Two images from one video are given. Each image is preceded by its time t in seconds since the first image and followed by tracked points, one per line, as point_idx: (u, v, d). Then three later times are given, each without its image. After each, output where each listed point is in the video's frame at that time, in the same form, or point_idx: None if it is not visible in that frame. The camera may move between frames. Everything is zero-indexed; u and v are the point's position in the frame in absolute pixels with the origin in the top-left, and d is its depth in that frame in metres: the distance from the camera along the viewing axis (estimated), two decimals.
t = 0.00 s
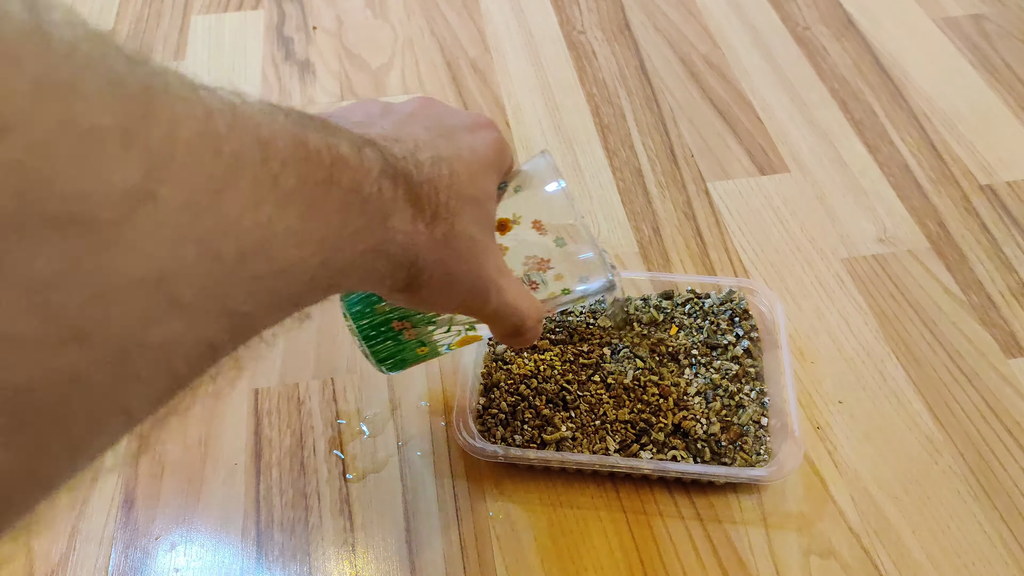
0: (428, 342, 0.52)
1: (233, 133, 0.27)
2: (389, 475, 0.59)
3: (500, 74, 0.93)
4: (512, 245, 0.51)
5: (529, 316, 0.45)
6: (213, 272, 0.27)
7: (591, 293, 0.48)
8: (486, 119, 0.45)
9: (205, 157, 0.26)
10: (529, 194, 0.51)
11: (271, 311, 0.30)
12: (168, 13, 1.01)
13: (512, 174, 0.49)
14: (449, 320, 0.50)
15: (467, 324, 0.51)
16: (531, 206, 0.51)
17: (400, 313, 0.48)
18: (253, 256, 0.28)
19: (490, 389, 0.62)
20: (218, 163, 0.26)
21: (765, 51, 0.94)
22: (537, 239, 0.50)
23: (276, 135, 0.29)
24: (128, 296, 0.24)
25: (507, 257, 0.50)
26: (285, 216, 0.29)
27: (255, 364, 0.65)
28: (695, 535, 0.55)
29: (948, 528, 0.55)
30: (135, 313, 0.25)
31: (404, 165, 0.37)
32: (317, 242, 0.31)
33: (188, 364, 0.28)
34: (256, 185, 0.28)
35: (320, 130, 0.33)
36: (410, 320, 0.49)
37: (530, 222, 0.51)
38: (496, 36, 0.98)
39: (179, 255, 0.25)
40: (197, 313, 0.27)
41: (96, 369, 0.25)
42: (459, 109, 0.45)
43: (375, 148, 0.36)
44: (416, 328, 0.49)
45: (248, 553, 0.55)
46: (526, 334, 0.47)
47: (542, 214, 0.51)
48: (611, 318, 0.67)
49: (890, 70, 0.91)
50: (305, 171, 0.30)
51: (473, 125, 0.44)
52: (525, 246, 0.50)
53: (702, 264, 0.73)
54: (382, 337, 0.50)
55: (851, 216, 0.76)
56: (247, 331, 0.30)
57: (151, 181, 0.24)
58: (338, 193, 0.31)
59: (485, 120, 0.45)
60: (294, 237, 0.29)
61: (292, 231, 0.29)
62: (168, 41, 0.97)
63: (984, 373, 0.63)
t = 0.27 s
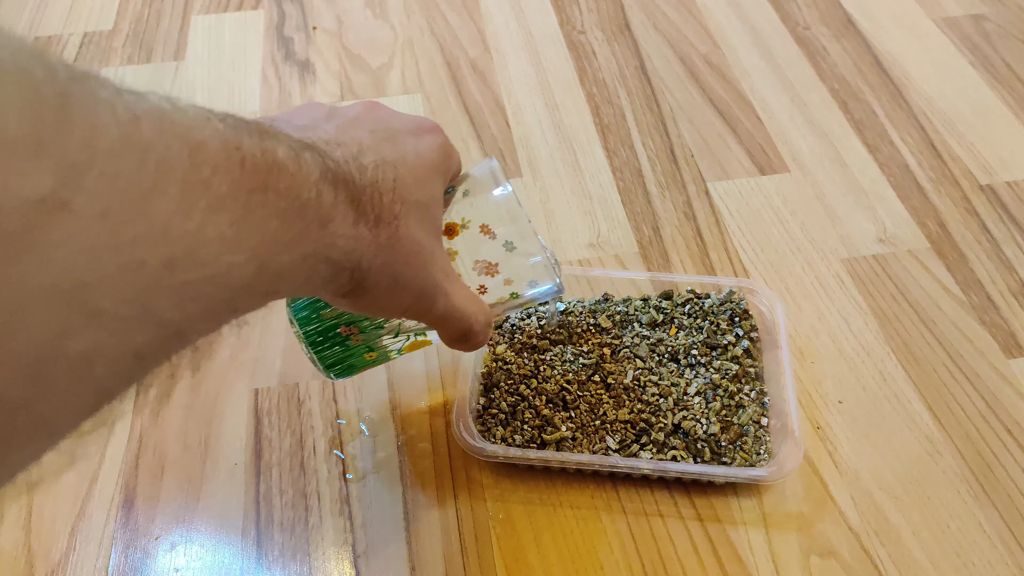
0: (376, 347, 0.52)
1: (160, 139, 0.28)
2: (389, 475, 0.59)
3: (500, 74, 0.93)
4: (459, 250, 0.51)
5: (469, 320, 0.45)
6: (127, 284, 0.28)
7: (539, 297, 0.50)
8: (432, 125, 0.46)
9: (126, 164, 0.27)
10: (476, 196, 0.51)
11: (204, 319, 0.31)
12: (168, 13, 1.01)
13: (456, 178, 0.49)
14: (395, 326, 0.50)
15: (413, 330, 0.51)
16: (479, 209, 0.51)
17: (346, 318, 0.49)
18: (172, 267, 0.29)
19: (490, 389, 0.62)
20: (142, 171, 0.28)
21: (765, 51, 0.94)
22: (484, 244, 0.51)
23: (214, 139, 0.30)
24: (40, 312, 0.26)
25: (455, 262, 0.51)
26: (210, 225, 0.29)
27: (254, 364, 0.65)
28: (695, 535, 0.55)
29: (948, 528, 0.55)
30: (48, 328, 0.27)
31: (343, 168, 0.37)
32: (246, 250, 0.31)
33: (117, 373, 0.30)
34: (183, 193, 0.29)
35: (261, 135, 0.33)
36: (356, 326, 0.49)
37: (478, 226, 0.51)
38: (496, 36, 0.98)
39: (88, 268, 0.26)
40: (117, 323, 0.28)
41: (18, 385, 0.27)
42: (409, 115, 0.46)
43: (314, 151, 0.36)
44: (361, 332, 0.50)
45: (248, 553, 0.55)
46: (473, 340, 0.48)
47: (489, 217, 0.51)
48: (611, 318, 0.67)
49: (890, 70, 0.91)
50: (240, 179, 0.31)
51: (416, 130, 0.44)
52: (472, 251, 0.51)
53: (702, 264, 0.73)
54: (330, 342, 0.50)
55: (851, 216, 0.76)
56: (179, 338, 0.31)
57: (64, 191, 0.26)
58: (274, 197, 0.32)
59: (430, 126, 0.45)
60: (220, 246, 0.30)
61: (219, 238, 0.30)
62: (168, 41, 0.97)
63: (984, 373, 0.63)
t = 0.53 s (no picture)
0: (326, 394, 0.51)
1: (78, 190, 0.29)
2: (389, 475, 0.59)
3: (500, 74, 0.93)
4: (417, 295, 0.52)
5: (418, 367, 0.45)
6: (31, 339, 0.29)
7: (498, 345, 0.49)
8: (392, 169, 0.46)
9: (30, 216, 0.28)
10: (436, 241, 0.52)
11: (114, 374, 0.32)
12: (168, 13, 1.01)
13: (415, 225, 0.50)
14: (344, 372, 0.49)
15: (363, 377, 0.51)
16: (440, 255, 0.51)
17: (297, 364, 0.48)
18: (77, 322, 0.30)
19: (490, 389, 0.62)
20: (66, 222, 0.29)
21: (765, 51, 0.94)
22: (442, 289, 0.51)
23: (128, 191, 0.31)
24: None
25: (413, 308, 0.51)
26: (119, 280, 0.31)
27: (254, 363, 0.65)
28: (695, 535, 0.55)
29: (948, 528, 0.55)
30: None
31: (283, 215, 0.38)
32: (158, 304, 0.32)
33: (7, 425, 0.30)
34: (85, 249, 0.29)
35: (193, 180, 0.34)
36: (307, 372, 0.49)
37: (435, 271, 0.51)
38: (496, 36, 0.98)
39: None
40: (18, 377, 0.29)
41: None
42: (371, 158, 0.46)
43: (250, 197, 0.37)
44: (311, 378, 0.49)
45: (248, 553, 0.55)
46: (426, 388, 0.47)
47: (448, 263, 0.51)
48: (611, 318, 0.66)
49: (890, 70, 0.91)
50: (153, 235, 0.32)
51: (377, 174, 0.44)
52: (430, 297, 0.51)
53: (702, 264, 0.73)
54: (279, 387, 0.50)
55: (851, 216, 0.76)
56: (86, 393, 0.32)
57: None
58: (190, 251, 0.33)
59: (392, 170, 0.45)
60: (127, 304, 0.31)
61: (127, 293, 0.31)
62: (168, 41, 0.97)
63: (984, 373, 0.63)
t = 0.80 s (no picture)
0: (309, 455, 0.49)
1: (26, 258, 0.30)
2: (389, 475, 0.59)
3: (500, 74, 0.93)
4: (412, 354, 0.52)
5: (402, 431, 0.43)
6: None
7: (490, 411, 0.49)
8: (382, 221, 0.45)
9: None
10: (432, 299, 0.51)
11: (49, 441, 0.32)
12: (168, 13, 1.01)
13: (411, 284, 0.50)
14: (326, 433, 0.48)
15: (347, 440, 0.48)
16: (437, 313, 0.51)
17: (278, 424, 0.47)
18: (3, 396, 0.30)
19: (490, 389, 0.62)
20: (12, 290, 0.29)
21: (765, 51, 0.94)
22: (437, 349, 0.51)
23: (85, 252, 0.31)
24: None
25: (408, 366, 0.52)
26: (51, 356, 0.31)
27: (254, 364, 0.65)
28: (694, 535, 0.55)
29: (947, 528, 0.55)
30: None
31: (259, 275, 0.37)
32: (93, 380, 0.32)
33: None
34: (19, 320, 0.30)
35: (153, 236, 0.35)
36: (289, 432, 0.47)
37: (430, 331, 0.51)
38: (496, 36, 0.98)
39: None
40: None
41: None
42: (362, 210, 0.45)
43: (222, 257, 0.36)
44: (291, 438, 0.47)
45: (248, 553, 0.55)
46: (413, 454, 0.46)
47: (446, 324, 0.51)
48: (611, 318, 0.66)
49: (890, 70, 0.91)
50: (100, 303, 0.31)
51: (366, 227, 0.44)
52: (425, 357, 0.51)
53: (702, 264, 0.73)
54: (261, 445, 0.48)
55: (851, 216, 0.76)
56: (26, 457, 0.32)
57: None
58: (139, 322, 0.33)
59: (383, 222, 0.45)
60: (56, 380, 0.31)
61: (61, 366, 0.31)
62: (168, 41, 0.98)
63: (983, 373, 0.63)
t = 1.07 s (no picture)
0: (315, 412, 0.50)
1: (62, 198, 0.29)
2: (388, 475, 0.59)
3: (500, 74, 0.93)
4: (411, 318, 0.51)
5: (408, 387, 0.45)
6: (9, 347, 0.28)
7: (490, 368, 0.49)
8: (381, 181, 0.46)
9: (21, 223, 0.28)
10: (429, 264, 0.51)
11: (98, 381, 0.31)
12: (168, 13, 1.01)
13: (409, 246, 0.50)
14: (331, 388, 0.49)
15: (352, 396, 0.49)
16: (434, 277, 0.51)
17: (284, 380, 0.48)
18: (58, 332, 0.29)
19: (490, 389, 0.62)
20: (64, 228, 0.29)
21: (765, 51, 0.94)
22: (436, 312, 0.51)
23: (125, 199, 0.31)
24: None
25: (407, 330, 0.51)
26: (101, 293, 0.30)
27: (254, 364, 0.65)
28: (694, 535, 0.55)
29: (948, 528, 0.55)
30: None
31: (278, 231, 0.37)
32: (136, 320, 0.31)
33: None
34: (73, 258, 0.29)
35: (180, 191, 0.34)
36: (294, 388, 0.48)
37: (430, 293, 0.51)
38: (496, 36, 0.98)
39: None
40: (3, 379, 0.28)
41: None
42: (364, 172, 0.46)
43: (243, 212, 0.36)
44: (297, 394, 0.48)
45: (249, 553, 0.55)
46: (418, 409, 0.47)
47: (444, 286, 0.51)
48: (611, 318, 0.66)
49: (890, 70, 0.91)
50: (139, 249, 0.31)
51: (370, 187, 0.45)
52: (424, 318, 0.51)
53: (702, 264, 0.73)
54: (267, 403, 0.49)
55: (851, 216, 0.76)
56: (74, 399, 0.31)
57: None
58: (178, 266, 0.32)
59: (383, 182, 0.46)
60: (108, 324, 0.31)
61: (110, 306, 0.30)
62: (168, 42, 0.98)
63: (983, 373, 0.63)
